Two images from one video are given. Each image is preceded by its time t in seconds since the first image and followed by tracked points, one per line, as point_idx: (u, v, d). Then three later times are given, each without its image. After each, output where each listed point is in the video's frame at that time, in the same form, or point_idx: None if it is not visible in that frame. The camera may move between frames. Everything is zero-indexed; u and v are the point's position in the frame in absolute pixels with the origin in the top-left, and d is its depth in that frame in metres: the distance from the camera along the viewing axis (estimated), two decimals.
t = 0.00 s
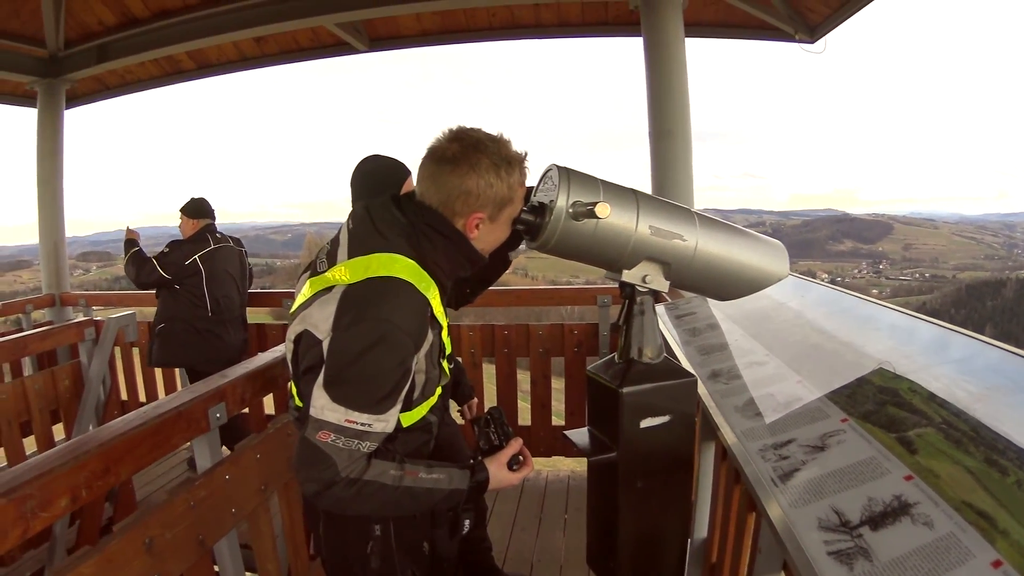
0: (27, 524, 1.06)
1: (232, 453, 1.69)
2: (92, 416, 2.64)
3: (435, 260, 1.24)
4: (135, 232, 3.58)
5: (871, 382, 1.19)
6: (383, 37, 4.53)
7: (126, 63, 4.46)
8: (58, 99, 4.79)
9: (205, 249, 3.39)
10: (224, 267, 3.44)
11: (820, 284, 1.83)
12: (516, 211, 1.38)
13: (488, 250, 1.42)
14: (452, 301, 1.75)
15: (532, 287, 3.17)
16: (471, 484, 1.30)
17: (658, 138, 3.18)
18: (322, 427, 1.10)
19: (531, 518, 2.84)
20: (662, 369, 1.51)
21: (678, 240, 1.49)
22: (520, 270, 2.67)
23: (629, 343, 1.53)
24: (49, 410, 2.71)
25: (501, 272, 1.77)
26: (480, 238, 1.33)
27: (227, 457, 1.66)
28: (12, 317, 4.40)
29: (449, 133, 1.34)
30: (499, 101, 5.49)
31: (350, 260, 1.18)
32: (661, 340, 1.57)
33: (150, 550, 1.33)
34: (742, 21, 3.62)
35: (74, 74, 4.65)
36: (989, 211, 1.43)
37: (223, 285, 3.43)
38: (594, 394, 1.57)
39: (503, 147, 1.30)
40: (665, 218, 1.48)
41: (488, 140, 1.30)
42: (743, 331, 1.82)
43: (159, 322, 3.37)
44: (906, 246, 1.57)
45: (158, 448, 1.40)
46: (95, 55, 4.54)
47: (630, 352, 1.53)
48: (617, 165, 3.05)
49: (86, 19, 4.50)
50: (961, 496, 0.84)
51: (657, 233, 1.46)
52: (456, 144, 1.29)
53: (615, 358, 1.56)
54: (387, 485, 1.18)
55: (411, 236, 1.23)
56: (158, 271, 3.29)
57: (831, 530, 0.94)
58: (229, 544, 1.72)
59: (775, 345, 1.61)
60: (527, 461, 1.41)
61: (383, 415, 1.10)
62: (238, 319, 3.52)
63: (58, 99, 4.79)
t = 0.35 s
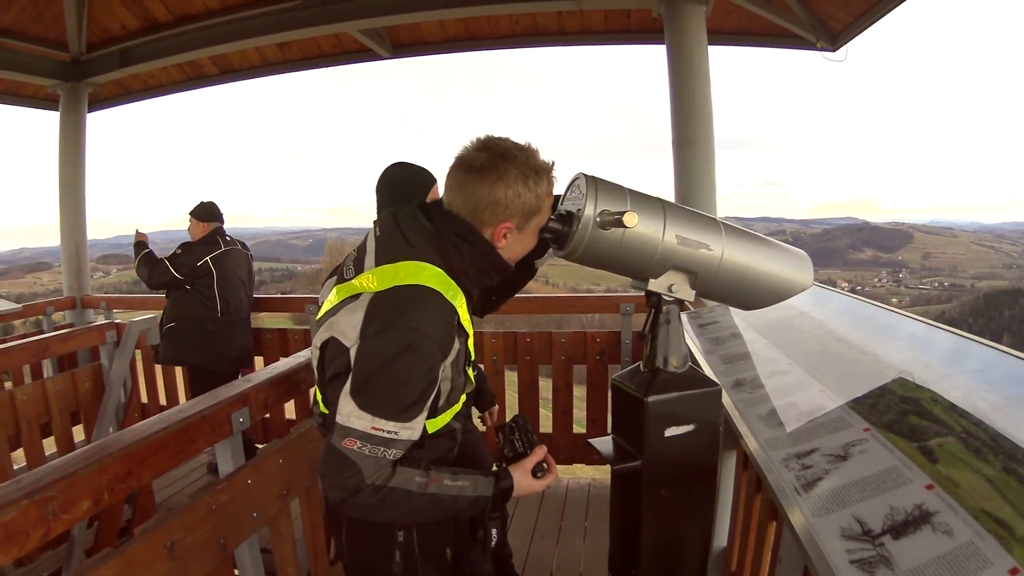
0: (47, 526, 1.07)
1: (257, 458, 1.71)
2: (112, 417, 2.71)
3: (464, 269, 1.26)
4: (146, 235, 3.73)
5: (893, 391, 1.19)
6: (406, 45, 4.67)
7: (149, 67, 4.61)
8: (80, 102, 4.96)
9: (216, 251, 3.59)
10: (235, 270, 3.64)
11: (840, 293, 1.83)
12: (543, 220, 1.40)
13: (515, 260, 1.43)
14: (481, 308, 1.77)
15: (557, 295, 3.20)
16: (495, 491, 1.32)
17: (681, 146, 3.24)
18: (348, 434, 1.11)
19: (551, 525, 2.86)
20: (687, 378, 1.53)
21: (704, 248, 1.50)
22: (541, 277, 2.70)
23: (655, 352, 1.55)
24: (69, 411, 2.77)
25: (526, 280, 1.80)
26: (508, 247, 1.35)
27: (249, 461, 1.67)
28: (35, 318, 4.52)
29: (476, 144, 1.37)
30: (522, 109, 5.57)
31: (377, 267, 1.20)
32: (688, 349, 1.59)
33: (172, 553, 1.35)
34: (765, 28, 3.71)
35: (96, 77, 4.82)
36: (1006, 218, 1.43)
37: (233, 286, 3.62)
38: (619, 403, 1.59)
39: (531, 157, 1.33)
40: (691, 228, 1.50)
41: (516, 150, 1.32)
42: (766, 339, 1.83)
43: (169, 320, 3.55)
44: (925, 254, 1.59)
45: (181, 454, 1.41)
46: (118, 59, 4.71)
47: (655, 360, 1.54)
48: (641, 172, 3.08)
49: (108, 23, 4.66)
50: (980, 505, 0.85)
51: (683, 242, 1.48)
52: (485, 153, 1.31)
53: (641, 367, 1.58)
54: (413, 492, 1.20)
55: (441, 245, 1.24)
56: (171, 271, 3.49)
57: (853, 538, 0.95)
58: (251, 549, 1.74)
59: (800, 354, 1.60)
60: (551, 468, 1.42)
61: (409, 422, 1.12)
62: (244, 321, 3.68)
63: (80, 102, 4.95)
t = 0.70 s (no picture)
0: (73, 530, 1.06)
1: (283, 465, 1.70)
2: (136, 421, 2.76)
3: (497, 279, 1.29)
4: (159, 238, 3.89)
5: (921, 401, 1.20)
6: (433, 52, 4.78)
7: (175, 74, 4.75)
8: (106, 108, 5.11)
9: (228, 254, 3.73)
10: (246, 275, 3.77)
11: (864, 301, 1.83)
12: (574, 229, 1.43)
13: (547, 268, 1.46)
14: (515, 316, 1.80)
15: (585, 303, 3.22)
16: (524, 498, 1.35)
17: (709, 153, 3.28)
18: (380, 441, 1.14)
19: (576, 534, 2.87)
20: (717, 387, 1.54)
21: (735, 258, 1.52)
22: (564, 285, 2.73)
23: (686, 361, 1.57)
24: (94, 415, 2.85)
25: (556, 289, 1.83)
26: (540, 256, 1.38)
27: (277, 467, 1.66)
28: (61, 321, 4.65)
29: (509, 153, 1.41)
30: (548, 116, 5.64)
31: (411, 276, 1.22)
32: (718, 359, 1.60)
33: (198, 559, 1.33)
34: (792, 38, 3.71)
35: (121, 83, 4.97)
36: None
37: (244, 290, 3.76)
38: (648, 412, 1.61)
39: (563, 167, 1.37)
40: (723, 238, 1.51)
41: (548, 160, 1.37)
42: (793, 348, 1.83)
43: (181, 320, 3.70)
44: (949, 265, 1.62)
45: (209, 460, 1.42)
46: (145, 66, 4.86)
47: (685, 370, 1.56)
48: (668, 179, 3.10)
49: (134, 30, 4.83)
50: (1007, 516, 0.86)
51: (714, 252, 1.50)
52: (518, 163, 1.35)
53: (671, 376, 1.60)
54: (443, 500, 1.22)
55: (476, 254, 1.27)
56: (184, 272, 3.64)
57: (882, 549, 0.96)
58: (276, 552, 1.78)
59: (827, 363, 1.60)
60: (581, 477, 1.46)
61: (440, 430, 1.14)
62: (255, 325, 3.80)
63: (107, 109, 5.11)
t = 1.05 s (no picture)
0: (95, 530, 1.03)
1: (306, 466, 1.64)
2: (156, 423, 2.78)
3: (527, 283, 1.31)
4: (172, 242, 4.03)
5: (949, 412, 1.20)
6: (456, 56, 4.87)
7: (198, 75, 4.86)
8: (128, 110, 5.24)
9: (236, 258, 3.77)
10: (255, 278, 3.82)
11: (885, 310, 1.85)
12: (602, 233, 1.46)
13: (575, 272, 1.49)
14: (545, 320, 1.83)
15: (610, 310, 3.24)
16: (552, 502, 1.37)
17: (734, 159, 3.28)
18: (413, 443, 1.15)
19: (596, 540, 2.88)
20: (744, 396, 1.55)
21: (764, 266, 1.53)
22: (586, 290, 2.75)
23: (713, 369, 1.58)
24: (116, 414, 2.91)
25: (586, 294, 1.86)
26: (569, 260, 1.41)
27: (300, 470, 1.61)
28: (82, 321, 4.73)
29: (539, 157, 1.45)
30: (571, 121, 5.70)
31: (443, 279, 1.23)
32: (745, 368, 1.61)
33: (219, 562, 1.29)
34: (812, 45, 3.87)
35: (145, 85, 5.14)
36: None
37: (253, 293, 3.79)
38: (675, 417, 1.64)
39: (592, 172, 1.40)
40: (751, 247, 1.53)
41: (577, 164, 1.40)
42: (817, 356, 1.84)
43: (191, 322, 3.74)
44: (967, 273, 1.70)
45: (234, 460, 1.38)
46: (168, 67, 4.97)
47: (713, 378, 1.57)
48: (691, 184, 3.11)
49: (159, 32, 5.00)
50: None
51: (742, 260, 1.51)
52: (547, 167, 1.39)
53: (698, 384, 1.61)
54: (473, 502, 1.23)
55: (507, 259, 1.29)
56: (193, 274, 3.69)
57: (907, 558, 0.98)
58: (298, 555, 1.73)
59: (852, 372, 1.61)
60: (608, 481, 1.49)
61: (473, 431, 1.14)
62: (263, 329, 3.83)
63: (129, 111, 5.23)
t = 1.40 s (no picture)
0: (120, 531, 1.03)
1: (333, 470, 1.64)
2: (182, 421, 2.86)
3: (559, 287, 1.34)
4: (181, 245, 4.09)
5: (974, 420, 1.20)
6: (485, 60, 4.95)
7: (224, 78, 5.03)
8: (156, 110, 5.44)
9: (240, 265, 3.80)
10: (258, 285, 3.86)
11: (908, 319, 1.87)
12: (631, 240, 1.47)
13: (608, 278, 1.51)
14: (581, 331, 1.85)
15: (639, 317, 3.26)
16: (581, 504, 1.38)
17: (761, 167, 3.28)
18: (443, 439, 1.19)
19: (619, 547, 2.89)
20: (773, 405, 1.57)
21: (795, 274, 1.53)
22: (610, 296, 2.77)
23: (744, 377, 1.60)
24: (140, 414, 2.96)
25: (626, 303, 1.85)
26: (597, 265, 1.43)
27: (326, 474, 1.60)
28: (106, 321, 4.86)
29: (571, 165, 1.50)
30: (597, 128, 5.74)
31: (476, 281, 1.29)
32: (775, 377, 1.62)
33: (244, 563, 1.30)
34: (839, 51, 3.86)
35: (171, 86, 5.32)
36: None
37: (255, 301, 3.84)
38: (706, 424, 1.67)
39: (620, 178, 1.43)
40: (783, 255, 1.54)
41: (605, 171, 1.44)
42: (845, 365, 1.84)
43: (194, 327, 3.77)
44: (989, 282, 1.71)
45: (260, 462, 1.37)
46: (196, 68, 5.14)
47: (744, 386, 1.59)
48: (719, 191, 3.12)
49: (186, 34, 5.18)
50: None
51: (773, 268, 1.52)
52: (576, 173, 1.43)
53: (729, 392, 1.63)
54: (502, 501, 1.26)
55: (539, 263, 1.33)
56: (194, 280, 3.72)
57: (933, 566, 0.99)
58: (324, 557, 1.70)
59: (880, 381, 1.61)
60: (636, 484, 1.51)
61: (503, 428, 1.18)
62: (267, 333, 3.88)
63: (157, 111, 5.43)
